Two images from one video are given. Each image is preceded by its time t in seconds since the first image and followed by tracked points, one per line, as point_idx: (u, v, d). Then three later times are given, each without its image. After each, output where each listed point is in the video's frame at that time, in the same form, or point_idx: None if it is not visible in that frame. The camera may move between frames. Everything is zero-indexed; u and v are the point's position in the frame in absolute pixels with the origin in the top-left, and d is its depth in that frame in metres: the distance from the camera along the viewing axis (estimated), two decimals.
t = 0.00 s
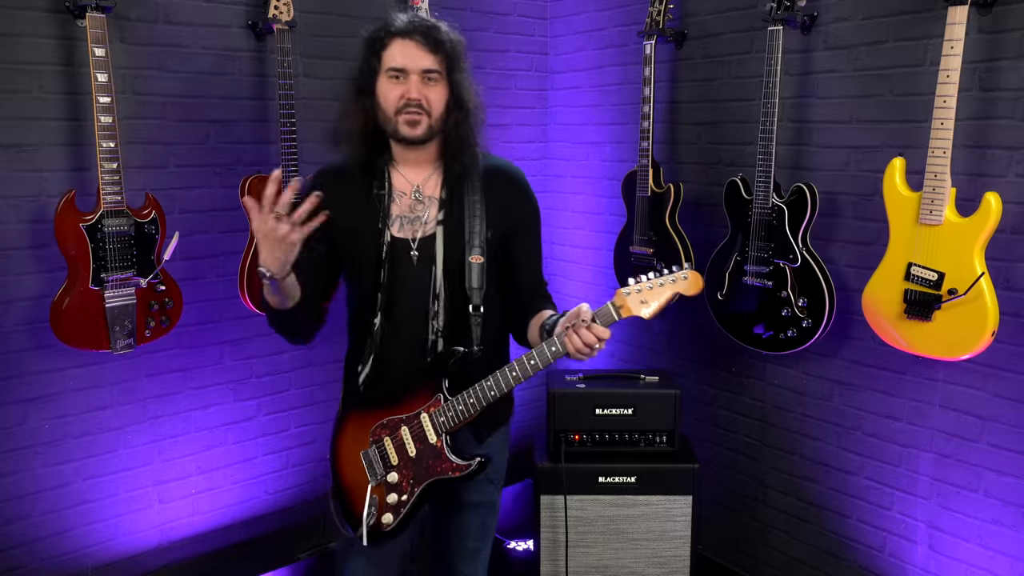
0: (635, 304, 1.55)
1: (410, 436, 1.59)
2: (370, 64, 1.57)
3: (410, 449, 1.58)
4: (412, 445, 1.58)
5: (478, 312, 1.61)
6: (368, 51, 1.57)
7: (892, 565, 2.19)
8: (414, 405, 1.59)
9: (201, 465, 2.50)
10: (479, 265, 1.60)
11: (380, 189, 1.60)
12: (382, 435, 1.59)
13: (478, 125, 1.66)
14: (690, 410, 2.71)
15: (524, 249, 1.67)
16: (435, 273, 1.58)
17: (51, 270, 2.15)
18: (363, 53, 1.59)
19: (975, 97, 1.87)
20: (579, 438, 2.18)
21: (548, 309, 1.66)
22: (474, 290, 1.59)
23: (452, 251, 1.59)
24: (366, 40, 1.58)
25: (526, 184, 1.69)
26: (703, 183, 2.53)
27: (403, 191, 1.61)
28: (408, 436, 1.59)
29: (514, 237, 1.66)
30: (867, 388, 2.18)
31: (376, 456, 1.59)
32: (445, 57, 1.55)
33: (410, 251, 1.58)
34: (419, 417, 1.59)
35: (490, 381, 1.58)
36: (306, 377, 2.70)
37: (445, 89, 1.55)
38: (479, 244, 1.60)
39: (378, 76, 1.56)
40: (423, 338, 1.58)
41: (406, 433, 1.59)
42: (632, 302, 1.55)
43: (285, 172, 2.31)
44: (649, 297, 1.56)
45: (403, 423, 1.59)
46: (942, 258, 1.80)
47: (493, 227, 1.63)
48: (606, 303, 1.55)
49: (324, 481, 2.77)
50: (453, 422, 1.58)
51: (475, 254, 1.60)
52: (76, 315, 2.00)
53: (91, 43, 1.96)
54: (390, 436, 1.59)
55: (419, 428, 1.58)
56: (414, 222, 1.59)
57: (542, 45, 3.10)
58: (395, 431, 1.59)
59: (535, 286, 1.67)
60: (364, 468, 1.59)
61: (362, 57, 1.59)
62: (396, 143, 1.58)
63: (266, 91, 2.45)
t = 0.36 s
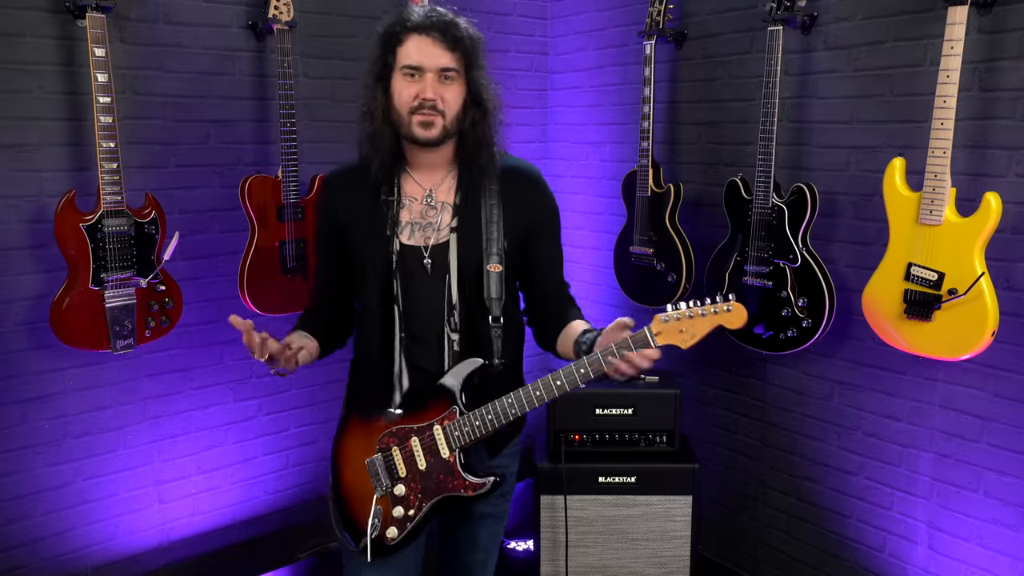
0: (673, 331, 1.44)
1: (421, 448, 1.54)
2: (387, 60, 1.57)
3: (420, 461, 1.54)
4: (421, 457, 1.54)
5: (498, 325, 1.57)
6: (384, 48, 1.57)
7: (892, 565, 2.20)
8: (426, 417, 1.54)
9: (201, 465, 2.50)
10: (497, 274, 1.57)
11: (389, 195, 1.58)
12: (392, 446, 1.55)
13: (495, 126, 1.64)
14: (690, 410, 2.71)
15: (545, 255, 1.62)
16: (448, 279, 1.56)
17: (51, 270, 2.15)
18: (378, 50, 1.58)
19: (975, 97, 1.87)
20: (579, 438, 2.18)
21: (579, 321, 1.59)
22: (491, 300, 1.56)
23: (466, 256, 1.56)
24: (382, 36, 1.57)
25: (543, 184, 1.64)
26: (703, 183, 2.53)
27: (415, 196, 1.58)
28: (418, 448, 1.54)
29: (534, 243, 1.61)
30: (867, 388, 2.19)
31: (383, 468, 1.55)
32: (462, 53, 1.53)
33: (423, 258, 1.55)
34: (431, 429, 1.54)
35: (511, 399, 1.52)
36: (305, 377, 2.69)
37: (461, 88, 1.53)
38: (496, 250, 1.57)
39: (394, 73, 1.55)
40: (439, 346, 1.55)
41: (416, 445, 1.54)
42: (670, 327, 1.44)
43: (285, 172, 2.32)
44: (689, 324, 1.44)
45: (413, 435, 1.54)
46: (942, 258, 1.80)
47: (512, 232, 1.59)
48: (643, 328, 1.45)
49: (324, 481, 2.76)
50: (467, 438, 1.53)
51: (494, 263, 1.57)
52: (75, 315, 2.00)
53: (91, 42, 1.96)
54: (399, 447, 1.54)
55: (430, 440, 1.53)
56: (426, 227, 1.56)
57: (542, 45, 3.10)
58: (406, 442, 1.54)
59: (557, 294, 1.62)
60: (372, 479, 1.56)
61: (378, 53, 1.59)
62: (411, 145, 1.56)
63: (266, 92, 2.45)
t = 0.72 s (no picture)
0: (695, 336, 1.42)
1: (432, 458, 1.54)
2: (373, 61, 1.55)
3: (430, 472, 1.54)
4: (432, 467, 1.54)
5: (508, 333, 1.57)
6: (370, 49, 1.54)
7: (892, 565, 2.20)
8: (437, 426, 1.54)
9: (201, 465, 2.50)
10: (504, 279, 1.55)
11: (388, 203, 1.56)
12: (399, 458, 1.54)
13: (487, 125, 1.63)
14: (690, 411, 2.71)
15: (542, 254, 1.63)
16: (453, 285, 1.55)
17: (51, 270, 2.15)
18: (364, 52, 1.56)
19: (975, 97, 1.87)
20: (579, 438, 2.18)
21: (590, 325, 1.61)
22: (502, 305, 1.55)
23: (471, 262, 1.56)
24: (367, 37, 1.55)
25: (541, 179, 1.65)
26: (703, 183, 2.53)
27: (413, 202, 1.57)
28: (429, 459, 1.54)
29: (532, 243, 1.62)
30: (867, 389, 2.19)
31: (390, 481, 1.54)
32: (451, 51, 1.50)
33: (426, 266, 1.54)
34: (442, 439, 1.54)
35: (529, 407, 1.53)
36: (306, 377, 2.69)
37: (451, 88, 1.50)
38: (500, 254, 1.56)
39: (382, 75, 1.52)
40: (443, 353, 1.54)
41: (427, 455, 1.54)
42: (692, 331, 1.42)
43: (285, 172, 2.31)
44: (711, 328, 1.43)
45: (422, 446, 1.54)
46: (942, 258, 1.80)
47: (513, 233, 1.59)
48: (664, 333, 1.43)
49: (324, 481, 2.76)
50: (482, 447, 1.54)
51: (500, 269, 1.56)
52: (76, 315, 2.00)
53: (91, 43, 1.96)
54: (408, 459, 1.54)
55: (441, 450, 1.54)
56: (428, 233, 1.56)
57: (542, 45, 3.10)
58: (416, 453, 1.54)
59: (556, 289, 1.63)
60: (379, 494, 1.54)
61: (364, 55, 1.57)
62: (403, 149, 1.53)
63: (266, 92, 2.45)
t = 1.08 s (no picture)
0: (719, 351, 1.37)
1: (444, 459, 1.49)
2: (381, 61, 1.54)
3: (442, 471, 1.49)
4: (444, 468, 1.49)
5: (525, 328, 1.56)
6: (378, 50, 1.54)
7: (892, 565, 2.20)
8: (449, 426, 1.50)
9: (201, 465, 2.50)
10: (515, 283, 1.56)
11: (396, 199, 1.55)
12: (410, 459, 1.47)
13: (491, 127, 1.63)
14: (690, 411, 2.71)
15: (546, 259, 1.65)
16: (460, 284, 1.55)
17: (51, 270, 2.15)
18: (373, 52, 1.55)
19: (975, 97, 1.87)
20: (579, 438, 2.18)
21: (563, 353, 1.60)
22: (515, 308, 1.55)
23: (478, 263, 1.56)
24: (376, 37, 1.54)
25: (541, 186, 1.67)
26: (703, 183, 2.53)
27: (420, 198, 1.57)
28: (440, 459, 1.48)
29: (536, 246, 1.64)
30: (867, 389, 2.19)
31: (397, 482, 1.47)
32: (458, 55, 1.51)
33: (432, 263, 1.54)
34: (454, 439, 1.49)
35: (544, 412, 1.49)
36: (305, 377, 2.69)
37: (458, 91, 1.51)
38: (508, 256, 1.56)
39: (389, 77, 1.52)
40: (449, 353, 1.54)
41: (439, 456, 1.48)
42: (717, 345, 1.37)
43: (285, 172, 2.31)
44: (736, 344, 1.37)
45: (434, 446, 1.48)
46: (942, 258, 1.80)
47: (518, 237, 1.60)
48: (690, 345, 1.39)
49: (323, 481, 2.76)
50: (496, 450, 1.51)
51: (510, 271, 1.55)
52: (75, 315, 2.00)
53: (91, 42, 1.96)
54: (419, 459, 1.48)
55: (453, 450, 1.49)
56: (435, 230, 1.56)
57: (542, 45, 3.10)
58: (427, 454, 1.48)
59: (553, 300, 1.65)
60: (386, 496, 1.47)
61: (372, 56, 1.56)
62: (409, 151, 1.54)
63: (266, 92, 2.45)
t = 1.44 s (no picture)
0: (732, 220, 1.37)
1: (479, 411, 1.48)
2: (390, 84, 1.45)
3: (476, 427, 1.47)
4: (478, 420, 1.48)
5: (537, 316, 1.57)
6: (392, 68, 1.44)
7: (892, 565, 2.19)
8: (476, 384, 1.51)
9: (201, 465, 2.50)
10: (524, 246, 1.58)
11: (401, 197, 1.52)
12: (447, 421, 1.47)
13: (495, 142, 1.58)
14: (690, 411, 2.71)
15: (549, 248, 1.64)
16: (462, 284, 1.53)
17: (51, 270, 2.15)
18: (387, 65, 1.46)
19: (975, 97, 1.87)
20: (579, 438, 2.18)
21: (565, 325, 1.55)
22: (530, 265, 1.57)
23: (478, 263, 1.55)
24: (392, 57, 1.44)
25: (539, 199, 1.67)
26: (703, 183, 2.53)
27: (422, 199, 1.54)
28: (475, 412, 1.48)
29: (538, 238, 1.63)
30: (867, 389, 2.19)
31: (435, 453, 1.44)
32: (471, 97, 1.43)
33: (434, 264, 1.52)
34: (486, 392, 1.49)
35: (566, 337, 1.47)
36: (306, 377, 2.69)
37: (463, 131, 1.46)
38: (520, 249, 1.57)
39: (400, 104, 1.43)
40: (452, 353, 1.52)
41: (474, 409, 1.48)
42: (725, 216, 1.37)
43: (285, 172, 2.31)
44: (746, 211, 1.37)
45: (469, 403, 1.48)
46: (942, 258, 1.80)
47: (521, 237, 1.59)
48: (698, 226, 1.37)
49: (324, 481, 2.76)
50: (525, 390, 1.49)
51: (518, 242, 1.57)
52: (75, 315, 2.00)
53: (91, 42, 1.96)
54: (455, 418, 1.47)
55: (487, 403, 1.48)
56: (436, 230, 1.53)
57: (542, 45, 3.10)
58: (463, 410, 1.48)
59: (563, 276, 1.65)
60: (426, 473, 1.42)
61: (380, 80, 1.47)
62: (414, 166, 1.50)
63: (266, 92, 2.45)
